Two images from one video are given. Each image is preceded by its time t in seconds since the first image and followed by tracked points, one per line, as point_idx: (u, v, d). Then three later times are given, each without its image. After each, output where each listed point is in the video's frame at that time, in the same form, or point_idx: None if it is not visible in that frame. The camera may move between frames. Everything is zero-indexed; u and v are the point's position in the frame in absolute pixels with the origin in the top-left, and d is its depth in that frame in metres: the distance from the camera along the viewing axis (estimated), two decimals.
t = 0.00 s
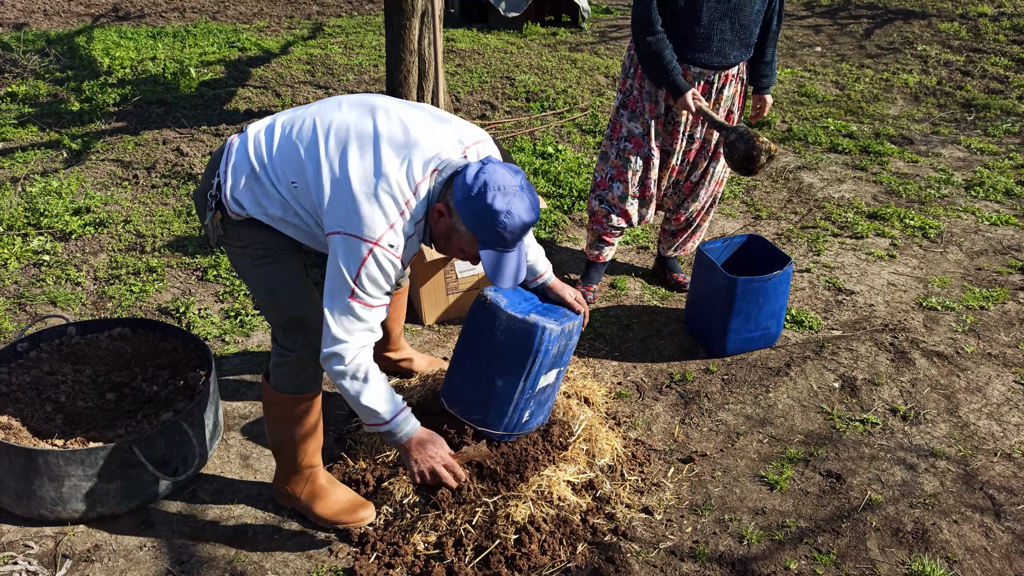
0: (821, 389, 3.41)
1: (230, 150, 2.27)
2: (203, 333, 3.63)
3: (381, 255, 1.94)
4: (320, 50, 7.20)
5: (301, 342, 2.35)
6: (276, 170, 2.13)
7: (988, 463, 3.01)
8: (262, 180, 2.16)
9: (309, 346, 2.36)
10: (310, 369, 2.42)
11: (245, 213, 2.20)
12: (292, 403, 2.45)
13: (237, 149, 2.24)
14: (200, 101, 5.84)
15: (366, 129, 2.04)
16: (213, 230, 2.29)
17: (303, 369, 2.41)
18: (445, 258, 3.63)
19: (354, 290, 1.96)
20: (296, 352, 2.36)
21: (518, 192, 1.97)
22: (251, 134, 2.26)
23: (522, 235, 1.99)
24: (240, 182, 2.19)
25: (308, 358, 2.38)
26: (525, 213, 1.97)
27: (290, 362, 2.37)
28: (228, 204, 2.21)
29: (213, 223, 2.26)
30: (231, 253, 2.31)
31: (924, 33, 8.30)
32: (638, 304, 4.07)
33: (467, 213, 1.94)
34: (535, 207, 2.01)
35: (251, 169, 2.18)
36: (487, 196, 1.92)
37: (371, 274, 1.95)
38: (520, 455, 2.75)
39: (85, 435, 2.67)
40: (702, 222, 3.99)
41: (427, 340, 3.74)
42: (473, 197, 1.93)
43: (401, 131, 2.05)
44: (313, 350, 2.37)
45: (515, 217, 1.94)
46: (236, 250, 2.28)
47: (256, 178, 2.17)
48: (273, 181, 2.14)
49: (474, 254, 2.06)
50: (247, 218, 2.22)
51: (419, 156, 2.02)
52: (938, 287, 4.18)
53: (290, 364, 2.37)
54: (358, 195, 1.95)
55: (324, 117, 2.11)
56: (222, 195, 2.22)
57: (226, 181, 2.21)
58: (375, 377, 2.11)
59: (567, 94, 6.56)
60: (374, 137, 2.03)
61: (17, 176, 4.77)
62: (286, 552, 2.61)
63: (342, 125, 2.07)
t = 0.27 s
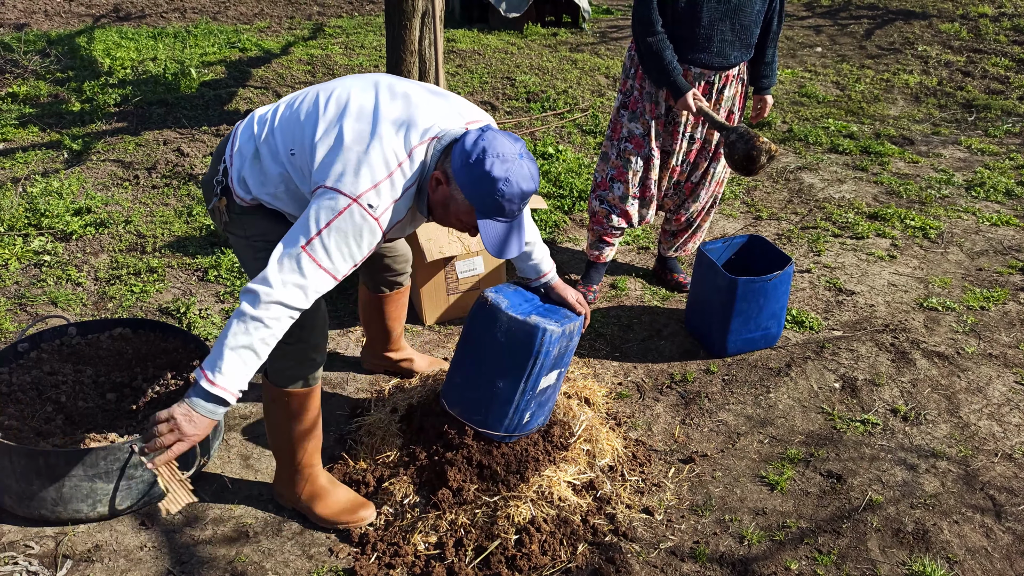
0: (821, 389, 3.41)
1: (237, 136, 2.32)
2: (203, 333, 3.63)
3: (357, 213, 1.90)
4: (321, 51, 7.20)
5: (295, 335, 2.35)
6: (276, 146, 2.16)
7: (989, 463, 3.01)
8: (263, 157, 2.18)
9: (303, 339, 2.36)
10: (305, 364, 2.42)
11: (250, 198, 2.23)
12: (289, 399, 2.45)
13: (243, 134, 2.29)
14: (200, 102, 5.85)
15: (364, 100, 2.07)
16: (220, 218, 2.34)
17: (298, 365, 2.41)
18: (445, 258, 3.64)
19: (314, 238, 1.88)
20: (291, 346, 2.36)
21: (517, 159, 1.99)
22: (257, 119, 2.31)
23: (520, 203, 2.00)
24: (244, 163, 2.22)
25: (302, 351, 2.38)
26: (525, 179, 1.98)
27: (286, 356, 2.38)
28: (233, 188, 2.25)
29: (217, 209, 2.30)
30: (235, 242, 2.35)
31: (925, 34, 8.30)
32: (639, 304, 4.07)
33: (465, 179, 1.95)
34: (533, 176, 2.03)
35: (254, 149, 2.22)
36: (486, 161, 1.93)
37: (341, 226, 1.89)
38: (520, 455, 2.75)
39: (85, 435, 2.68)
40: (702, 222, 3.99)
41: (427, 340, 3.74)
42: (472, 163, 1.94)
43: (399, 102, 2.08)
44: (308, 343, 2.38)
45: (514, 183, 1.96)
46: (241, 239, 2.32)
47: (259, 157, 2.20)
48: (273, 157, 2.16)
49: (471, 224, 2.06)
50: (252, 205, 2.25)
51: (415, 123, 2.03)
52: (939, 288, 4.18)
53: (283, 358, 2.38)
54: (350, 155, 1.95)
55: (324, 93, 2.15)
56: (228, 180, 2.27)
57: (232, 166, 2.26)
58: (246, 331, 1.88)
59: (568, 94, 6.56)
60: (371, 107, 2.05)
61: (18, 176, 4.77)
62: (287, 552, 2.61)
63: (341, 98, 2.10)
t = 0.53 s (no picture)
0: (821, 389, 3.41)
1: (236, 132, 2.33)
2: (204, 333, 3.63)
3: (351, 199, 1.91)
4: (321, 50, 7.20)
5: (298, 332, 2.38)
6: (275, 137, 2.16)
7: (989, 463, 3.01)
8: (262, 150, 2.18)
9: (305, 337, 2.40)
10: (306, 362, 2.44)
11: (250, 194, 2.22)
12: (289, 397, 2.45)
13: (242, 129, 2.30)
14: (201, 101, 5.85)
15: (363, 91, 2.09)
16: (218, 216, 2.34)
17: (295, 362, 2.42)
18: (445, 257, 3.64)
19: (308, 230, 1.92)
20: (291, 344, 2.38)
21: (516, 152, 2.00)
22: (257, 115, 2.32)
23: (518, 196, 2.01)
24: (244, 156, 2.22)
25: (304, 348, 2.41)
26: (523, 171, 1.99)
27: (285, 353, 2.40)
28: (233, 184, 2.25)
29: (216, 205, 2.30)
30: (235, 240, 2.35)
31: (925, 33, 8.29)
32: (639, 303, 4.07)
33: (464, 171, 1.96)
34: (532, 168, 2.03)
35: (254, 142, 2.22)
36: (484, 154, 1.94)
37: (332, 213, 1.91)
38: (520, 454, 2.75)
39: (86, 435, 2.68)
40: (703, 222, 3.99)
41: (428, 340, 3.74)
42: (471, 155, 1.95)
43: (397, 92, 2.09)
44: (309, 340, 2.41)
45: (513, 175, 1.97)
46: (240, 237, 2.32)
47: (258, 150, 2.20)
48: (272, 148, 2.16)
49: (470, 215, 2.08)
50: (251, 201, 2.25)
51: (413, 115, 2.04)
52: (939, 287, 4.18)
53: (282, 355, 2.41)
54: (346, 144, 1.95)
55: (324, 86, 2.17)
56: (228, 174, 2.27)
57: (233, 162, 2.27)
58: (305, 321, 2.04)
59: (568, 94, 6.56)
60: (370, 97, 2.06)
61: (18, 176, 4.77)
62: (287, 551, 2.61)
63: (341, 90, 2.12)
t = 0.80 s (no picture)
0: (821, 387, 3.41)
1: (238, 139, 2.33)
2: (204, 331, 3.63)
3: (374, 234, 1.98)
4: (321, 49, 7.20)
5: (308, 329, 2.39)
6: (282, 154, 2.18)
7: (989, 462, 3.01)
8: (267, 163, 2.20)
9: (316, 332, 2.40)
10: (315, 357, 2.45)
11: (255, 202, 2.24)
12: (294, 393, 2.47)
13: (245, 138, 2.30)
14: (201, 100, 5.84)
15: (368, 111, 2.09)
16: (221, 220, 2.33)
17: (309, 356, 2.43)
18: (445, 256, 3.65)
19: (360, 263, 2.05)
20: (306, 339, 2.40)
21: (516, 175, 1.98)
22: (259, 124, 2.32)
23: (518, 218, 1.99)
24: (248, 168, 2.24)
25: (315, 344, 2.42)
26: (524, 194, 1.97)
27: (299, 348, 2.41)
28: (236, 191, 2.26)
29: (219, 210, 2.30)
30: (240, 243, 2.35)
31: (926, 32, 8.29)
32: (639, 302, 4.07)
33: (464, 194, 1.95)
34: (532, 189, 2.01)
35: (258, 154, 2.23)
36: (485, 178, 1.93)
37: (370, 248, 2.01)
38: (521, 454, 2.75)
39: (85, 434, 2.68)
40: (703, 221, 3.98)
41: (428, 339, 3.74)
42: (471, 178, 1.94)
43: (402, 112, 2.10)
44: (320, 336, 2.41)
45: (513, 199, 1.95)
46: (245, 239, 2.32)
47: (262, 162, 2.22)
48: (277, 163, 2.18)
49: (471, 236, 2.07)
50: (256, 207, 2.26)
51: (419, 137, 2.04)
52: (939, 286, 4.18)
53: (299, 350, 2.42)
54: (358, 175, 1.99)
55: (329, 102, 2.17)
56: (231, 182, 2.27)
57: (235, 169, 2.27)
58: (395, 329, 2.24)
59: (568, 92, 6.55)
60: (376, 117, 2.07)
61: (18, 174, 4.77)
62: (287, 550, 2.61)
63: (346, 108, 2.12)
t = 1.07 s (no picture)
0: (821, 385, 3.41)
1: (238, 140, 2.33)
2: (203, 329, 3.63)
3: (374, 231, 1.99)
4: (321, 46, 7.19)
5: (320, 321, 2.40)
6: (282, 153, 2.18)
7: (988, 460, 3.01)
8: (268, 163, 2.21)
9: (327, 325, 2.41)
10: (324, 349, 2.45)
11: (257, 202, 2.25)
12: (303, 384, 2.46)
13: (245, 140, 2.30)
14: (200, 97, 5.84)
15: (368, 111, 2.10)
16: (225, 223, 2.34)
17: (320, 348, 2.43)
18: (445, 253, 3.65)
19: (355, 262, 2.05)
20: (317, 331, 2.41)
21: (513, 170, 1.98)
22: (258, 126, 2.32)
23: (514, 213, 1.99)
24: (248, 170, 2.24)
25: (326, 336, 2.42)
26: (521, 188, 1.97)
27: (310, 341, 2.42)
28: (238, 192, 2.26)
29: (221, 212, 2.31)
30: (245, 243, 2.37)
31: (926, 29, 8.28)
32: (639, 300, 4.07)
33: (461, 189, 1.96)
34: (530, 184, 2.01)
35: (258, 155, 2.24)
36: (481, 173, 1.93)
37: (366, 244, 2.01)
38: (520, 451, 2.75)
39: (85, 431, 2.68)
40: (702, 218, 3.98)
41: (427, 336, 3.74)
42: (468, 173, 1.95)
43: (400, 111, 2.11)
44: (331, 328, 2.42)
45: (509, 193, 1.95)
46: (250, 238, 2.34)
47: (263, 164, 2.23)
48: (278, 164, 2.19)
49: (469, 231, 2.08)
50: (258, 206, 2.27)
51: (418, 134, 2.05)
52: (939, 284, 4.18)
53: (311, 341, 2.42)
54: (358, 172, 2.00)
55: (329, 103, 2.18)
56: (232, 184, 2.28)
57: (236, 170, 2.27)
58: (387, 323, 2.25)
59: (568, 90, 6.54)
60: (377, 116, 2.08)
61: (17, 171, 4.77)
62: (287, 547, 2.61)
63: (346, 108, 2.13)
